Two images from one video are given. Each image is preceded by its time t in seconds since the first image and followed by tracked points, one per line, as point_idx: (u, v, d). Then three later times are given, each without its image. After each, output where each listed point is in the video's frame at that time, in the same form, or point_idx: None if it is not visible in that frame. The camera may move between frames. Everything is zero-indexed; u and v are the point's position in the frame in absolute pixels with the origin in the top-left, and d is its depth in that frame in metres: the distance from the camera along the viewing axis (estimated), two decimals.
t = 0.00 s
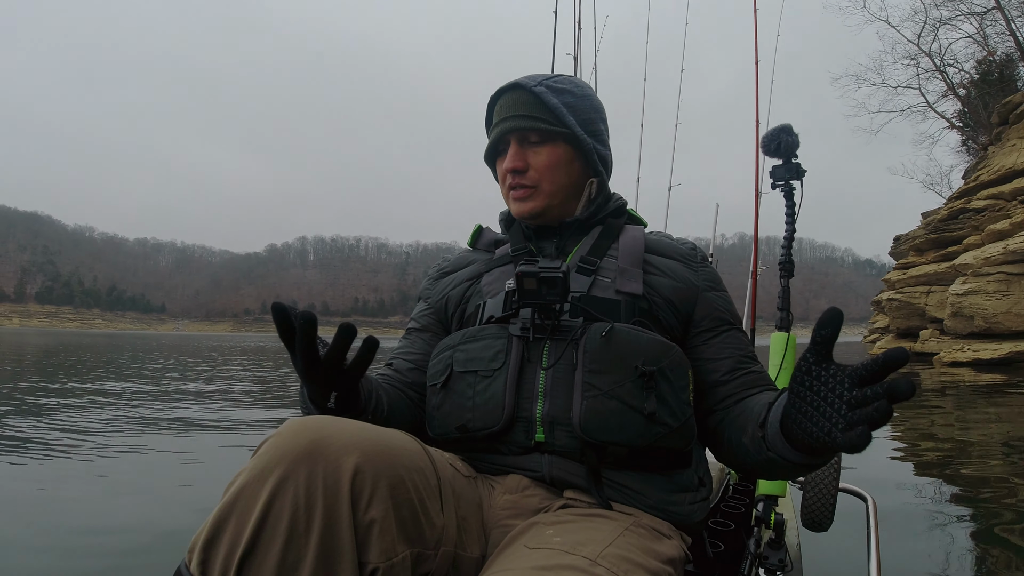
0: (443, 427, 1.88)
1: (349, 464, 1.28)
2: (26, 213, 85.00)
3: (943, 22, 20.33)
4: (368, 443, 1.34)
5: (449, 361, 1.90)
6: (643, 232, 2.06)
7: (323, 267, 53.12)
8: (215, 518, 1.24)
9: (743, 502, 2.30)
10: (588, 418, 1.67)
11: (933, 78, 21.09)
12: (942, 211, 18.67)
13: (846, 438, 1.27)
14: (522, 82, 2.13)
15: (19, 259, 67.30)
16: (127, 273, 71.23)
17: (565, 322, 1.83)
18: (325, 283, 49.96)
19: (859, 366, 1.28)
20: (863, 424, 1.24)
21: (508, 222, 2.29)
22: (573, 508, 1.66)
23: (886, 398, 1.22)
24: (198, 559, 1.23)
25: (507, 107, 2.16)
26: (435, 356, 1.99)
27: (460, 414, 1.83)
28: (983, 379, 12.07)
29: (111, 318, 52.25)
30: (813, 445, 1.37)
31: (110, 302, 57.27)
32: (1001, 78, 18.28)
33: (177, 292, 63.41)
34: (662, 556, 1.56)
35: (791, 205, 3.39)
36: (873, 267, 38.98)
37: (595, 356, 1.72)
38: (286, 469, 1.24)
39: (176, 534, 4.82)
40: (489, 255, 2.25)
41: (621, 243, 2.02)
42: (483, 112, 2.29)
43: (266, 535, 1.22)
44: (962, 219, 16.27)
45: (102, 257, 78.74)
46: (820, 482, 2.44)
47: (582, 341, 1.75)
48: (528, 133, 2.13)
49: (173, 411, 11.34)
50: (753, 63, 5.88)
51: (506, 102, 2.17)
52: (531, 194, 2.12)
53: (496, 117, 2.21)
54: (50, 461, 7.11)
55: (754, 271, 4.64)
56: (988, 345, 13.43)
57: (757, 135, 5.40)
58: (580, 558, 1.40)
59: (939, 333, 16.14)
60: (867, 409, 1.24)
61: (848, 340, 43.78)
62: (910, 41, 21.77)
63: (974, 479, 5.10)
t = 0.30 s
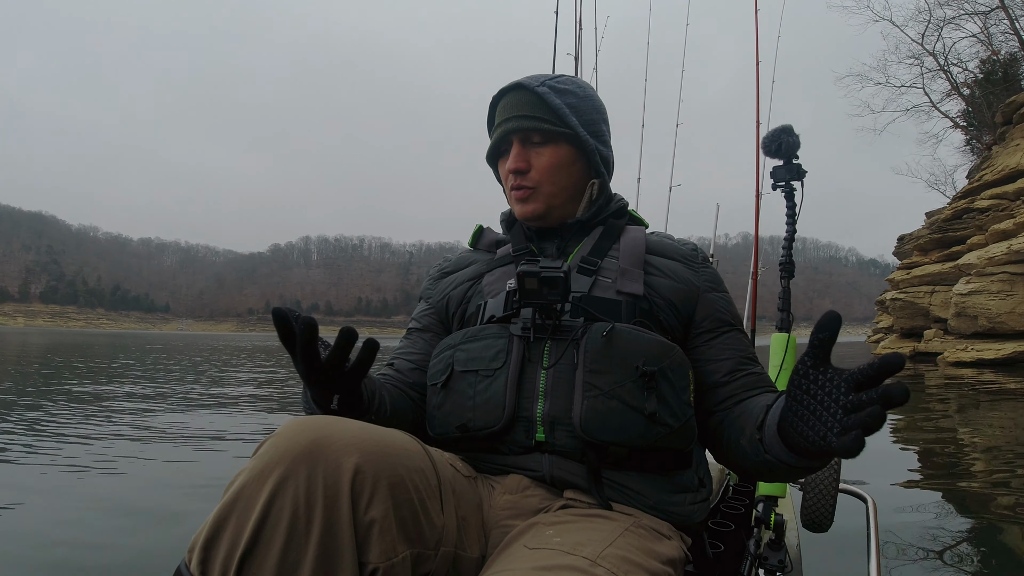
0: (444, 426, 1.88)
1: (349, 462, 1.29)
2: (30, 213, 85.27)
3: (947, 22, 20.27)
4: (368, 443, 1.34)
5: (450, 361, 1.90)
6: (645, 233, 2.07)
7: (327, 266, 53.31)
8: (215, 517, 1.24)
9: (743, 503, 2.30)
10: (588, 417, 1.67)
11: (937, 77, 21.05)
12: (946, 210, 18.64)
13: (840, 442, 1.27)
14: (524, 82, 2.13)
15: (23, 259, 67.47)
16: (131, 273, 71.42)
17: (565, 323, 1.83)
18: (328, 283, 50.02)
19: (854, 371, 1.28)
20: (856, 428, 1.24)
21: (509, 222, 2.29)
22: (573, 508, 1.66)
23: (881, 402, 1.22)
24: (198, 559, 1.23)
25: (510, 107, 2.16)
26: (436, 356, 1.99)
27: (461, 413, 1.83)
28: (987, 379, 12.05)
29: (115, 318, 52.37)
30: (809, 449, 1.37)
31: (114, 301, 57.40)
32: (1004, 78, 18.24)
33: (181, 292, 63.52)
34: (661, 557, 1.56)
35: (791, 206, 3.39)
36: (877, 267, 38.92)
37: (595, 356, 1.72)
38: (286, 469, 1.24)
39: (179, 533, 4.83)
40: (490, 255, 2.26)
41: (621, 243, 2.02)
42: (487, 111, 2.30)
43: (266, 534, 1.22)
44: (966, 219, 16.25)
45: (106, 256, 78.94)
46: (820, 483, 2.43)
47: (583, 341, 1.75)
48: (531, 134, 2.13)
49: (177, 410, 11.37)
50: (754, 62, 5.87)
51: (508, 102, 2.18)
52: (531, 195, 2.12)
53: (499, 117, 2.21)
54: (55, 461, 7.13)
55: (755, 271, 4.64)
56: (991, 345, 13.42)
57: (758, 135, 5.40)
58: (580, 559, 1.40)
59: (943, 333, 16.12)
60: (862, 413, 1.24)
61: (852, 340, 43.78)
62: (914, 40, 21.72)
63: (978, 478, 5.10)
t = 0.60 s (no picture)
0: (443, 425, 1.88)
1: (349, 461, 1.29)
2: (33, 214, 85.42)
3: (951, 21, 20.27)
4: (367, 442, 1.34)
5: (448, 360, 1.90)
6: (645, 230, 2.07)
7: (330, 266, 53.34)
8: (215, 515, 1.24)
9: (742, 502, 2.31)
10: (587, 416, 1.67)
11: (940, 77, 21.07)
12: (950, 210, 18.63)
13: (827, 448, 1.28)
14: (551, 77, 2.14)
15: (27, 259, 67.59)
16: (135, 273, 71.49)
17: (565, 321, 1.84)
18: (331, 283, 50.05)
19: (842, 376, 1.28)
20: (843, 434, 1.25)
21: (508, 221, 2.28)
22: (573, 506, 1.66)
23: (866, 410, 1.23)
24: (197, 557, 1.24)
25: (535, 101, 2.15)
26: (435, 355, 1.99)
27: (460, 412, 1.83)
28: (990, 379, 12.05)
29: (119, 318, 52.41)
30: (797, 452, 1.38)
31: (118, 301, 57.42)
32: (1008, 77, 18.22)
33: (184, 292, 63.52)
34: (660, 556, 1.56)
35: (791, 205, 3.39)
36: (880, 266, 38.90)
37: (595, 355, 1.72)
38: (286, 467, 1.25)
39: (185, 532, 4.85)
40: (489, 254, 2.26)
41: (621, 242, 2.02)
42: (498, 103, 2.26)
43: (265, 531, 1.23)
44: (969, 219, 16.25)
45: (109, 257, 79.01)
46: (819, 482, 2.44)
47: (582, 340, 1.75)
48: (555, 130, 2.14)
49: (183, 410, 11.42)
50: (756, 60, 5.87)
51: (533, 96, 2.17)
52: (554, 192, 2.11)
53: (519, 109, 2.19)
54: (62, 460, 7.17)
55: (755, 271, 4.64)
56: (995, 344, 13.42)
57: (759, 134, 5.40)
58: (579, 557, 1.40)
59: (947, 332, 16.12)
60: (850, 419, 1.25)
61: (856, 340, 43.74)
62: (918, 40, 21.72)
63: (981, 478, 5.09)
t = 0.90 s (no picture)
0: (442, 424, 1.88)
1: (348, 461, 1.29)
2: (38, 214, 85.63)
3: (955, 21, 20.27)
4: (366, 442, 1.34)
5: (446, 359, 1.91)
6: (641, 227, 2.08)
7: (334, 266, 53.38)
8: (214, 514, 1.24)
9: (741, 501, 2.31)
10: (586, 415, 1.67)
11: (944, 77, 21.05)
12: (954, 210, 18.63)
13: (808, 452, 1.29)
14: (564, 76, 2.17)
15: (31, 259, 67.73)
16: (139, 274, 71.58)
17: (562, 320, 1.84)
18: (334, 283, 50.08)
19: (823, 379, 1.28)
20: (817, 437, 1.25)
21: (506, 218, 2.29)
22: (573, 506, 1.66)
23: (837, 415, 1.24)
24: (196, 557, 1.24)
25: (548, 99, 2.16)
26: (433, 354, 1.99)
27: (459, 412, 1.83)
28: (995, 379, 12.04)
29: (123, 317, 52.49)
30: (783, 452, 1.40)
31: (122, 301, 57.50)
32: (1013, 77, 18.21)
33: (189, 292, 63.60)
34: (660, 555, 1.56)
35: (790, 205, 3.39)
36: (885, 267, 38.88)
37: (593, 354, 1.72)
38: (285, 466, 1.25)
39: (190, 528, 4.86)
40: (486, 251, 2.26)
41: (618, 238, 2.03)
42: (505, 99, 2.23)
43: (264, 531, 1.23)
44: (974, 219, 16.25)
45: (113, 257, 79.10)
46: (818, 482, 2.43)
47: (580, 338, 1.76)
48: (569, 129, 2.16)
49: (190, 409, 11.46)
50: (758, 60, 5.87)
51: (547, 96, 2.16)
52: (567, 192, 2.13)
53: (530, 107, 2.18)
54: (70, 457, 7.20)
55: (755, 270, 4.64)
56: (999, 345, 13.42)
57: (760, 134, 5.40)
58: (579, 556, 1.40)
59: (951, 332, 16.11)
60: (822, 421, 1.25)
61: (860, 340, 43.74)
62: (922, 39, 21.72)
63: (987, 478, 5.08)
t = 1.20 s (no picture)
0: (442, 425, 1.88)
1: (348, 460, 1.29)
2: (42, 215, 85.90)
3: (958, 20, 20.23)
4: (367, 442, 1.34)
5: (446, 360, 1.91)
6: (640, 226, 2.08)
7: (337, 266, 53.43)
8: (214, 513, 1.25)
9: (741, 502, 2.31)
10: (586, 415, 1.68)
11: (948, 76, 20.98)
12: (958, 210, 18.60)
13: (784, 465, 1.30)
14: (563, 76, 2.18)
15: (35, 260, 67.95)
16: (143, 274, 71.71)
17: (561, 320, 1.83)
18: (337, 283, 50.13)
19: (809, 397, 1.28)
20: (798, 451, 1.26)
21: (506, 218, 2.30)
22: (572, 506, 1.66)
23: (812, 436, 1.24)
24: (196, 557, 1.24)
25: (548, 99, 2.17)
26: (433, 355, 1.99)
27: (459, 413, 1.83)
28: (998, 378, 12.02)
29: (127, 318, 52.61)
30: (767, 461, 1.40)
31: (126, 301, 57.63)
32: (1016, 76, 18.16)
33: (192, 293, 63.72)
34: (660, 556, 1.56)
35: (791, 206, 3.38)
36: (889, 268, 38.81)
37: (593, 353, 1.72)
38: (286, 465, 1.25)
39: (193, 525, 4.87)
40: (485, 251, 2.26)
41: (617, 237, 2.03)
42: (506, 98, 2.24)
43: (264, 531, 1.23)
44: (977, 219, 16.23)
45: (117, 258, 79.27)
46: (818, 482, 2.43)
47: (580, 338, 1.76)
48: (568, 128, 2.16)
49: (194, 409, 11.49)
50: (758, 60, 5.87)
51: (546, 95, 2.17)
52: (566, 191, 2.13)
53: (530, 106, 2.19)
54: (76, 456, 7.23)
55: (755, 270, 4.63)
56: (1003, 344, 13.40)
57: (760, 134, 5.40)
58: (579, 556, 1.40)
59: (955, 332, 16.09)
60: (807, 436, 1.25)
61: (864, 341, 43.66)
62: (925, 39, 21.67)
63: (990, 477, 5.07)
